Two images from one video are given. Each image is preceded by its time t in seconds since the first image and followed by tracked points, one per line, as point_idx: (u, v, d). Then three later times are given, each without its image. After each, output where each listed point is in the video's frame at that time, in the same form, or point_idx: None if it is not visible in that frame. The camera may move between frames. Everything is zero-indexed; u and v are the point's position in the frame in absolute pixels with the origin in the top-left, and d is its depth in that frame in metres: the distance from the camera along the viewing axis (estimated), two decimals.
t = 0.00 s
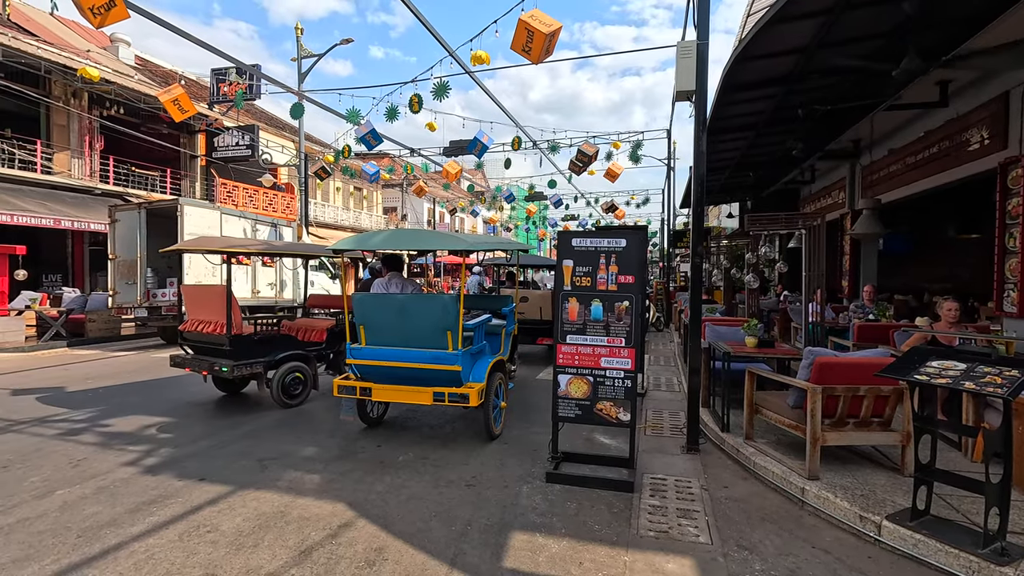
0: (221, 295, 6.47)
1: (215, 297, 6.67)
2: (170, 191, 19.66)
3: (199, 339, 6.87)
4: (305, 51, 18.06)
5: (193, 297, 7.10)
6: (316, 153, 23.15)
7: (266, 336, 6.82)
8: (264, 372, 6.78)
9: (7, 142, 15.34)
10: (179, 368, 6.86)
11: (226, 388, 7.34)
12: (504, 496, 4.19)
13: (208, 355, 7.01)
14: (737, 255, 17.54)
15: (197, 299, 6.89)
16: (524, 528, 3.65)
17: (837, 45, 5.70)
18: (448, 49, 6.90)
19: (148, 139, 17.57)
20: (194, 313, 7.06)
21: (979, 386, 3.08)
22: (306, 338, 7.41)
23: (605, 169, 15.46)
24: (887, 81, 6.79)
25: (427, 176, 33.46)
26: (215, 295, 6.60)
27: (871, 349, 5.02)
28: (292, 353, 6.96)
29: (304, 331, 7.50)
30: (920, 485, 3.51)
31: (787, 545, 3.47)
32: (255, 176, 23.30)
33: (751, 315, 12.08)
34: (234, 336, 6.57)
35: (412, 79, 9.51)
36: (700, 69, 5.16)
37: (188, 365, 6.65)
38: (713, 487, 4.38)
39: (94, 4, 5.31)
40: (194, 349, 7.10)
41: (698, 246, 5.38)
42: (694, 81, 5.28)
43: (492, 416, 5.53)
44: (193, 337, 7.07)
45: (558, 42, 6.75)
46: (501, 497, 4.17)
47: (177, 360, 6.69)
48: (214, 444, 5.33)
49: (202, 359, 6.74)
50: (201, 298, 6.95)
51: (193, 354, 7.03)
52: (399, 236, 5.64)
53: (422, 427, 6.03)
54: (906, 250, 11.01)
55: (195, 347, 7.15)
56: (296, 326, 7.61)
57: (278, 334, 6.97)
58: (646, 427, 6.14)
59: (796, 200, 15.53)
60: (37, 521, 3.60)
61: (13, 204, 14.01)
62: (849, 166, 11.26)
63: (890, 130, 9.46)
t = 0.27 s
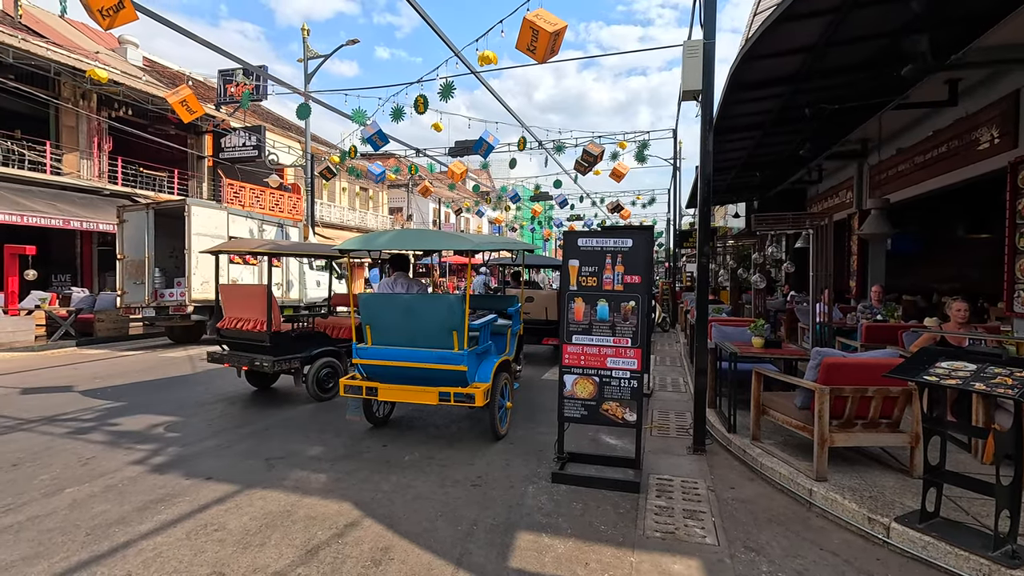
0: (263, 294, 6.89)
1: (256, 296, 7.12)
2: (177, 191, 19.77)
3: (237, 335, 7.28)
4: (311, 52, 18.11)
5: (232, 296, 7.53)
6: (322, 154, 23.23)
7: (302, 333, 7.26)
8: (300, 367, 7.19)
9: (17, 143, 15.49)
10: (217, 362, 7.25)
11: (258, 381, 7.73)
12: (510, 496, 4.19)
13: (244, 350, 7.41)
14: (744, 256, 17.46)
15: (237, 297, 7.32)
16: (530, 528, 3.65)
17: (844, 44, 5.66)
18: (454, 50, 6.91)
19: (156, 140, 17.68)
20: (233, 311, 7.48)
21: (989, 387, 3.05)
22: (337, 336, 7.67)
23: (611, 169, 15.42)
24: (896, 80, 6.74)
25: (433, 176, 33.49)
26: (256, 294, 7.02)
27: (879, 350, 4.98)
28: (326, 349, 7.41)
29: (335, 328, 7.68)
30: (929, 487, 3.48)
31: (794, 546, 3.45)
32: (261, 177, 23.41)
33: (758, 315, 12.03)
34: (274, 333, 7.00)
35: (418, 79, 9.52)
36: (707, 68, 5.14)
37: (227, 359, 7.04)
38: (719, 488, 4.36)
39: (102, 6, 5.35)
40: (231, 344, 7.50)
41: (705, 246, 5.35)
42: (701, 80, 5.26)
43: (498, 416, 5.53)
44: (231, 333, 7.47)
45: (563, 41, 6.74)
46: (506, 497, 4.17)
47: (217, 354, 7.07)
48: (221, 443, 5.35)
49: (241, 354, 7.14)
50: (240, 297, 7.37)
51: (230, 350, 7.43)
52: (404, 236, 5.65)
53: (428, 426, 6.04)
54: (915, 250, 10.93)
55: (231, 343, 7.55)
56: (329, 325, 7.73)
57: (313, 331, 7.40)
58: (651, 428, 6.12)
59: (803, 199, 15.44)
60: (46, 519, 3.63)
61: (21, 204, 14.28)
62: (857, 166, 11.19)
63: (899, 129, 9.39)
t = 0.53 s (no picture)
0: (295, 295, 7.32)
1: (287, 296, 7.47)
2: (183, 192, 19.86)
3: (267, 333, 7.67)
4: (316, 54, 18.16)
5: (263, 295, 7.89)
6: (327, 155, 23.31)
7: (332, 331, 7.74)
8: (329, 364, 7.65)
9: (25, 145, 15.60)
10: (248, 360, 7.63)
11: (282, 378, 8.15)
12: (514, 496, 4.18)
13: (273, 347, 7.83)
14: (749, 256, 17.40)
15: (267, 298, 7.72)
16: (535, 528, 3.65)
17: (850, 44, 5.64)
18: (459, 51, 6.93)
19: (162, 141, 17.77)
20: (264, 310, 7.86)
21: (997, 389, 3.02)
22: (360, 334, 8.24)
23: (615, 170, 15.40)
24: (902, 79, 6.70)
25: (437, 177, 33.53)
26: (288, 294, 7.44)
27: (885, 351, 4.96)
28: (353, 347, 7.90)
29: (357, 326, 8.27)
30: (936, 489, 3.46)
31: (801, 548, 3.44)
32: (267, 178, 23.51)
33: (763, 316, 11.99)
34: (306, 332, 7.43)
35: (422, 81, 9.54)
36: (712, 69, 5.13)
37: (259, 356, 7.42)
38: (725, 490, 4.35)
39: (109, 9, 5.38)
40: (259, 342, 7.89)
41: (709, 247, 5.34)
42: (706, 81, 5.25)
43: (502, 417, 5.53)
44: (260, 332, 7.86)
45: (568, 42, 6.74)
46: (511, 497, 4.17)
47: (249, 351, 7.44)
48: (227, 443, 5.37)
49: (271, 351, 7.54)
50: (270, 297, 7.78)
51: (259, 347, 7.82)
52: (409, 236, 5.66)
53: (432, 427, 6.04)
54: (921, 250, 10.87)
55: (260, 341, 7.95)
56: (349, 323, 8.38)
57: (341, 330, 7.88)
58: (656, 429, 6.11)
59: (809, 200, 15.37)
60: (54, 518, 3.65)
61: (31, 206, 14.39)
62: (863, 166, 11.13)
63: (905, 129, 9.33)
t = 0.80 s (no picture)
0: (322, 294, 7.75)
1: (315, 296, 7.88)
2: (188, 194, 19.93)
3: (290, 332, 8.02)
4: (320, 55, 18.19)
5: (287, 294, 8.21)
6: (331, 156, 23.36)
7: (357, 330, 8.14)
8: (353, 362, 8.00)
9: (32, 146, 15.70)
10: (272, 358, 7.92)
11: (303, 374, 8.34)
12: (518, 497, 4.18)
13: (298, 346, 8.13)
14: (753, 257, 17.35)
15: (291, 298, 8.09)
16: (538, 529, 3.65)
17: (855, 44, 5.62)
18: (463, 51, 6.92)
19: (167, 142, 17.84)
20: (288, 309, 8.17)
21: (1004, 390, 3.00)
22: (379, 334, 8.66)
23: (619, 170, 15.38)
24: (908, 79, 6.67)
25: (441, 178, 33.57)
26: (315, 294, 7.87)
27: (890, 352, 4.94)
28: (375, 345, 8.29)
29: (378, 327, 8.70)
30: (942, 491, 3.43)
31: (805, 550, 3.42)
32: (271, 179, 23.59)
33: (768, 317, 11.95)
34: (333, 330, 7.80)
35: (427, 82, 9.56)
36: (716, 69, 5.12)
37: (285, 353, 7.73)
38: (729, 491, 4.33)
39: (115, 12, 5.42)
40: (282, 341, 8.20)
41: (714, 247, 5.31)
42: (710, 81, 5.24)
43: (506, 418, 5.54)
44: (282, 331, 8.19)
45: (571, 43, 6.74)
46: (515, 498, 4.17)
47: (275, 349, 7.74)
48: (232, 443, 5.39)
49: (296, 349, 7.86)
50: (294, 298, 8.15)
51: (282, 346, 8.13)
52: (413, 237, 5.67)
53: (436, 427, 6.05)
54: (927, 250, 10.80)
55: (282, 340, 8.28)
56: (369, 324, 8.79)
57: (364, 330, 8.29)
58: (660, 430, 6.09)
59: (814, 200, 15.31)
60: (60, 517, 3.67)
61: (38, 207, 14.47)
62: (868, 167, 11.08)
63: (911, 129, 9.27)
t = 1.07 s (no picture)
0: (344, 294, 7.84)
1: (336, 296, 7.97)
2: (193, 194, 20.01)
3: (311, 331, 8.11)
4: (324, 56, 18.22)
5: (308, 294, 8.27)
6: (335, 156, 23.41)
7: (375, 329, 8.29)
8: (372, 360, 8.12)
9: (38, 147, 15.80)
10: (292, 356, 8.00)
11: (321, 372, 8.52)
12: (522, 498, 4.18)
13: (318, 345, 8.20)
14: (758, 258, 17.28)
15: (311, 297, 8.18)
16: (542, 530, 3.65)
17: (860, 44, 5.60)
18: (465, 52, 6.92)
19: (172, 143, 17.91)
20: (309, 309, 8.24)
21: (1010, 391, 2.98)
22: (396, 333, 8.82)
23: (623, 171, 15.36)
24: (913, 79, 6.63)
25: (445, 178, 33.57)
26: (335, 294, 7.96)
27: (896, 353, 4.91)
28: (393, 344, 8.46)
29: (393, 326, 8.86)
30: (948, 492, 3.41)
31: (810, 551, 3.42)
32: (276, 180, 23.66)
33: (772, 317, 11.92)
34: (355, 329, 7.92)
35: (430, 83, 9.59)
36: (720, 69, 5.12)
37: (306, 351, 7.82)
38: (733, 492, 4.32)
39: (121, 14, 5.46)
40: (301, 340, 8.30)
41: (718, 247, 5.30)
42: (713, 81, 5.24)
43: (510, 418, 5.55)
44: (302, 330, 8.28)
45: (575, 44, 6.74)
46: (519, 498, 4.17)
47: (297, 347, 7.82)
48: (237, 443, 5.42)
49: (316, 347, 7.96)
50: (313, 297, 8.23)
51: (302, 344, 8.23)
52: (416, 238, 5.68)
53: (440, 427, 6.06)
54: (934, 251, 10.74)
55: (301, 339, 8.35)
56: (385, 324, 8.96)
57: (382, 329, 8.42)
58: (664, 431, 6.08)
59: (819, 201, 15.24)
60: (66, 516, 3.70)
61: (45, 208, 14.46)
62: (873, 167, 11.03)
63: (916, 129, 9.22)
